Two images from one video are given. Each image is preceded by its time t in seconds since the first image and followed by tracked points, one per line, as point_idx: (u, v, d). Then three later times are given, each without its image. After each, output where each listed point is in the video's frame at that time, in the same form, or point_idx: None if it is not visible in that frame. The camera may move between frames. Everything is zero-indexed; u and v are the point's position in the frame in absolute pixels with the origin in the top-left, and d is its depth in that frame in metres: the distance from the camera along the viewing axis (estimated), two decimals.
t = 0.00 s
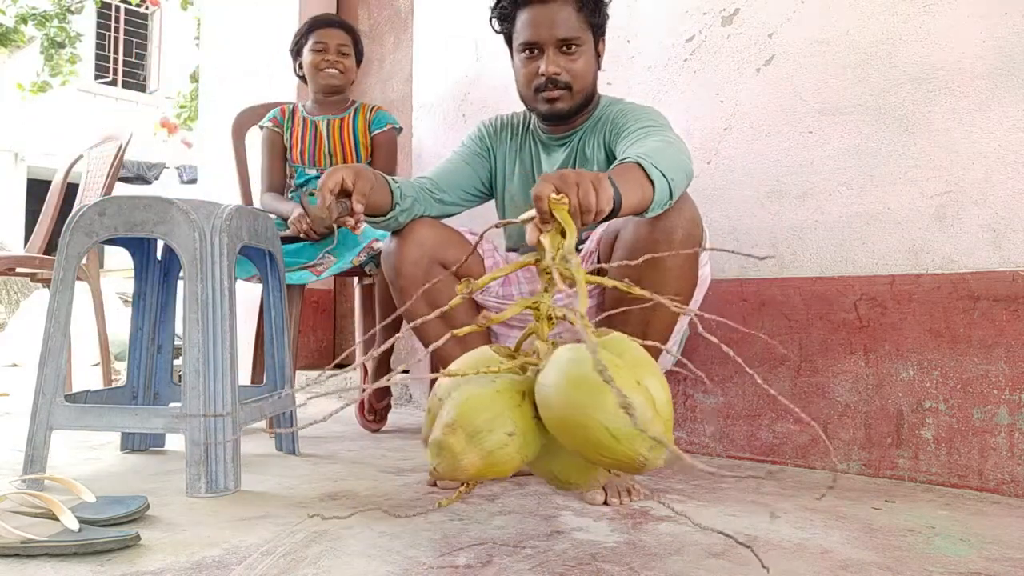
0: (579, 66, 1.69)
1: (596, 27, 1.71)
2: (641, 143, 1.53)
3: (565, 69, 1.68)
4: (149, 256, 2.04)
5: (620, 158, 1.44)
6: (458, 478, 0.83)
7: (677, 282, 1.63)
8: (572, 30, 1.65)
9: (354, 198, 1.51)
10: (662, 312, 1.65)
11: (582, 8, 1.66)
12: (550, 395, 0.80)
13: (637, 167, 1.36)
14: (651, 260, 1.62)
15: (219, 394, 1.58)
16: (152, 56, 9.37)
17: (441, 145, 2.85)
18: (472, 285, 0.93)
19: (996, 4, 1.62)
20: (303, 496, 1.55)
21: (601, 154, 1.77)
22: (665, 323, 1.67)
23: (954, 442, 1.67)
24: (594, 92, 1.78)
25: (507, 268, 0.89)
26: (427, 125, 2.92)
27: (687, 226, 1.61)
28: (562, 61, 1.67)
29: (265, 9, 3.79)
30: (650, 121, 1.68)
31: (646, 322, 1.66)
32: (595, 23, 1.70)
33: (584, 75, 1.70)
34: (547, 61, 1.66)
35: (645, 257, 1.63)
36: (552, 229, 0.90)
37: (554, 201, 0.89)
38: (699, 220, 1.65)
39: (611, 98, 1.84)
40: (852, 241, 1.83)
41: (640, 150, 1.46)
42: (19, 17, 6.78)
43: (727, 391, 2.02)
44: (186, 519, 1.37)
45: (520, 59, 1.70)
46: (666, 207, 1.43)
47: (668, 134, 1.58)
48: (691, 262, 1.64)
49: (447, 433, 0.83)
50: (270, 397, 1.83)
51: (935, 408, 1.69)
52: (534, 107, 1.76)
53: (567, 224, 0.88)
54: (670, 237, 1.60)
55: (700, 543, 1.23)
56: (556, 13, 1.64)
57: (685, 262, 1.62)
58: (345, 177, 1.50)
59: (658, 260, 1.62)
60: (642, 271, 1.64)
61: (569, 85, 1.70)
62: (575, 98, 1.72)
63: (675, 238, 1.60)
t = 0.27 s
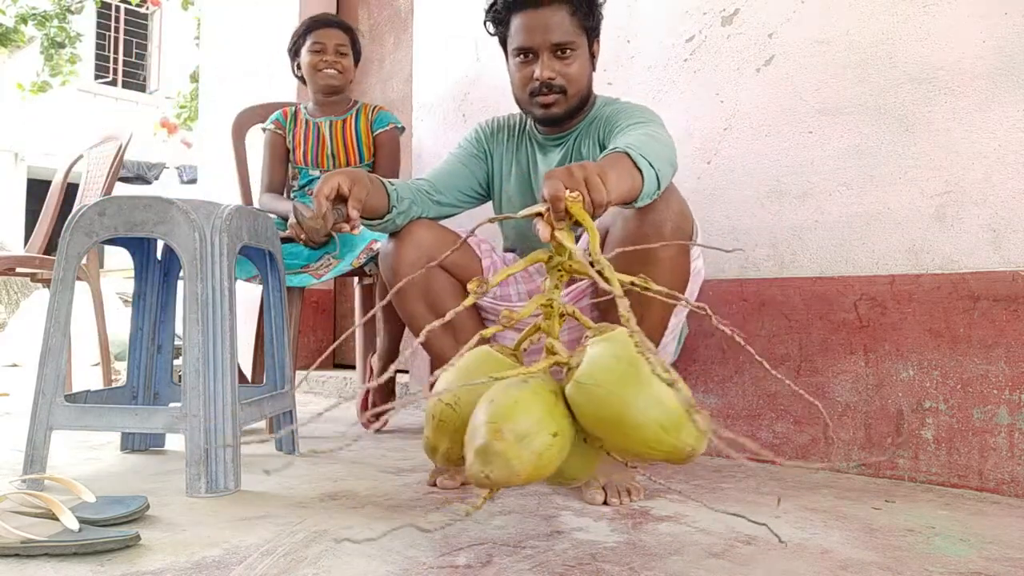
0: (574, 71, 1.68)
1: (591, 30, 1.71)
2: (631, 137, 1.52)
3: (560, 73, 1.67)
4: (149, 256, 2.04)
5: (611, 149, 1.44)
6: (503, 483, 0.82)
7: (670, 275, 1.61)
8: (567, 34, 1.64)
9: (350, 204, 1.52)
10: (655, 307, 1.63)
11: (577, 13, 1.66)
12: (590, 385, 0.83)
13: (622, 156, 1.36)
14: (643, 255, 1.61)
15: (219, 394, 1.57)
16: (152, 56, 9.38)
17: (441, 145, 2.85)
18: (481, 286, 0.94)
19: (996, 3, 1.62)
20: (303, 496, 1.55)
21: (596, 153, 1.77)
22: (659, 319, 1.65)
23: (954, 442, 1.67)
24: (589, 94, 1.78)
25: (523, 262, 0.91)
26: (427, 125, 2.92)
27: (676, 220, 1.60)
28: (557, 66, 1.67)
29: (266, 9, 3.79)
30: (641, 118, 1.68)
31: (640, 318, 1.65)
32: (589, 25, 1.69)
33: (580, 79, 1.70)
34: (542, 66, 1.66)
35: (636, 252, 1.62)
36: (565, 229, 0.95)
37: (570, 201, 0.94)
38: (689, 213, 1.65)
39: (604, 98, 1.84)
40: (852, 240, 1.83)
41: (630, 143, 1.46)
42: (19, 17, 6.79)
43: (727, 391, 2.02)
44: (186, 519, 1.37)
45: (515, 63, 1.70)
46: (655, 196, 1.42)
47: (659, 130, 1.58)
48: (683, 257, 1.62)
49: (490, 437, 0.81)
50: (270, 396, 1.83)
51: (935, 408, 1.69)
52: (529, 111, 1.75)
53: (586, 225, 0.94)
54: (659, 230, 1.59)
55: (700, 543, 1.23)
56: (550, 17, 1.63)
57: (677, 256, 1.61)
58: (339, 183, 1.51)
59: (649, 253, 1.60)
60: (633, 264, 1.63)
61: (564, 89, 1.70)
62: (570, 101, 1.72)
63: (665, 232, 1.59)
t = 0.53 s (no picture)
0: (566, 83, 1.67)
1: (580, 39, 1.69)
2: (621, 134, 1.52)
3: (552, 86, 1.67)
4: (149, 256, 2.05)
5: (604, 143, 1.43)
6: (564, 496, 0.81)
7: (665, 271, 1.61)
8: (558, 49, 1.63)
9: (347, 211, 1.52)
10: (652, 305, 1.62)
11: (567, 25, 1.64)
12: (636, 392, 0.84)
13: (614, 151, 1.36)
14: (638, 249, 1.61)
15: (219, 394, 1.58)
16: (152, 56, 9.38)
17: (441, 146, 2.85)
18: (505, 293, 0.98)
19: (996, 3, 1.62)
20: (303, 496, 1.55)
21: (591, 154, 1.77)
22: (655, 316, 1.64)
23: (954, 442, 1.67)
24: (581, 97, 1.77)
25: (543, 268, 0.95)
26: (427, 125, 2.92)
27: (668, 216, 1.61)
28: (549, 79, 1.66)
29: (266, 9, 3.79)
30: (633, 115, 1.68)
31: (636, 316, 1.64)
32: (579, 35, 1.68)
33: (572, 90, 1.70)
34: (534, 80, 1.65)
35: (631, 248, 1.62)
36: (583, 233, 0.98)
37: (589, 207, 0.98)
38: (681, 209, 1.66)
39: (596, 100, 1.84)
40: (852, 240, 1.83)
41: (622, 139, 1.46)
42: (19, 17, 6.79)
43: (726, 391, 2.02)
44: (186, 520, 1.37)
45: (506, 76, 1.68)
46: (646, 191, 1.43)
47: (648, 126, 1.58)
48: (677, 252, 1.63)
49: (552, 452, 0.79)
50: (269, 396, 1.84)
51: (935, 408, 1.69)
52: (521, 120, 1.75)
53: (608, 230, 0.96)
54: (652, 225, 1.60)
55: (700, 543, 1.23)
56: (540, 31, 1.61)
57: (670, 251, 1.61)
58: (338, 188, 1.51)
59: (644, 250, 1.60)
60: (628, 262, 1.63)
61: (557, 102, 1.69)
62: (563, 112, 1.72)
63: (657, 226, 1.60)
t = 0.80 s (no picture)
0: (558, 106, 1.64)
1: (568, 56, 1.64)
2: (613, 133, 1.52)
3: (544, 110, 1.64)
4: (149, 256, 2.05)
5: (599, 141, 1.44)
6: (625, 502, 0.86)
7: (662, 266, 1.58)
8: (548, 77, 1.58)
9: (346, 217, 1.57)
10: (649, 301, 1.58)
11: (556, 50, 1.59)
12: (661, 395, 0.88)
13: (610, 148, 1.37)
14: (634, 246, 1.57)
15: (219, 395, 1.58)
16: (152, 56, 9.38)
17: (441, 146, 2.85)
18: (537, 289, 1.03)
19: (996, 3, 1.62)
20: (303, 496, 1.55)
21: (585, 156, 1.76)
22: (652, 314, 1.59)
23: (954, 442, 1.67)
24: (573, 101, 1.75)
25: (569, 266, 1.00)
26: (427, 125, 2.92)
27: (664, 211, 1.58)
28: (540, 106, 1.63)
29: (266, 9, 3.79)
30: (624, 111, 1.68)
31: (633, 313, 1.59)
32: (568, 55, 1.63)
33: (564, 110, 1.68)
34: (526, 108, 1.62)
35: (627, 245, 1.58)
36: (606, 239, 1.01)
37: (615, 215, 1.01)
38: (675, 205, 1.63)
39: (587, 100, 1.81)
40: (852, 241, 1.83)
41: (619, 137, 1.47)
42: (19, 17, 6.79)
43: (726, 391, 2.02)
44: (186, 520, 1.37)
45: (496, 100, 1.65)
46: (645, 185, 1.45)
47: (637, 122, 1.58)
48: (674, 247, 1.59)
49: (614, 463, 0.83)
50: (269, 396, 1.84)
51: (935, 408, 1.69)
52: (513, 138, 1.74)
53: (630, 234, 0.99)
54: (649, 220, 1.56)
55: (700, 543, 1.23)
56: (529, 61, 1.55)
57: (667, 246, 1.58)
58: (336, 194, 1.56)
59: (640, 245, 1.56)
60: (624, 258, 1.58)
61: (549, 122, 1.67)
62: (557, 129, 1.71)
63: (653, 222, 1.56)
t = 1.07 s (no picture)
0: (555, 114, 1.66)
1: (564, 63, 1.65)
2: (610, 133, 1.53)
3: (541, 119, 1.65)
4: (149, 256, 2.05)
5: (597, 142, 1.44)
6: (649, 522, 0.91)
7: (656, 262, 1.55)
8: (544, 87, 1.59)
9: (345, 222, 1.59)
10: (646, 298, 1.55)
11: (553, 59, 1.60)
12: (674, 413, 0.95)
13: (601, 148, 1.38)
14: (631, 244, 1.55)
15: (219, 395, 1.58)
16: (152, 56, 9.38)
17: (441, 146, 2.85)
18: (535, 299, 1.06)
19: (996, 3, 1.63)
20: (303, 496, 1.55)
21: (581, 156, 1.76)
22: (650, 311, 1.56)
23: (954, 442, 1.67)
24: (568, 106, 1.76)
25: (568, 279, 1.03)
26: (427, 125, 2.92)
27: (659, 208, 1.57)
28: (538, 114, 1.64)
29: (266, 9, 3.79)
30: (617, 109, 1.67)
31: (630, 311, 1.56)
32: (563, 64, 1.64)
33: (561, 118, 1.69)
34: (524, 117, 1.64)
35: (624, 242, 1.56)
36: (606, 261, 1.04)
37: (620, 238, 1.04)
38: (670, 205, 1.62)
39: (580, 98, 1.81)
40: (852, 241, 1.83)
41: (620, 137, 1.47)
42: (19, 17, 6.80)
43: (727, 391, 2.02)
44: (186, 520, 1.37)
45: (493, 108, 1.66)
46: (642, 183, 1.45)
47: (632, 121, 1.57)
48: (671, 244, 1.57)
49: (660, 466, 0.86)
50: (269, 396, 1.84)
51: (935, 408, 1.69)
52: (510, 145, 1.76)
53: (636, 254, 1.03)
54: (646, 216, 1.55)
55: (700, 543, 1.23)
56: (526, 71, 1.56)
57: (663, 243, 1.56)
58: (336, 201, 1.58)
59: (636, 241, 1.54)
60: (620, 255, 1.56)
61: (546, 130, 1.69)
62: (553, 136, 1.73)
63: (650, 219, 1.55)
